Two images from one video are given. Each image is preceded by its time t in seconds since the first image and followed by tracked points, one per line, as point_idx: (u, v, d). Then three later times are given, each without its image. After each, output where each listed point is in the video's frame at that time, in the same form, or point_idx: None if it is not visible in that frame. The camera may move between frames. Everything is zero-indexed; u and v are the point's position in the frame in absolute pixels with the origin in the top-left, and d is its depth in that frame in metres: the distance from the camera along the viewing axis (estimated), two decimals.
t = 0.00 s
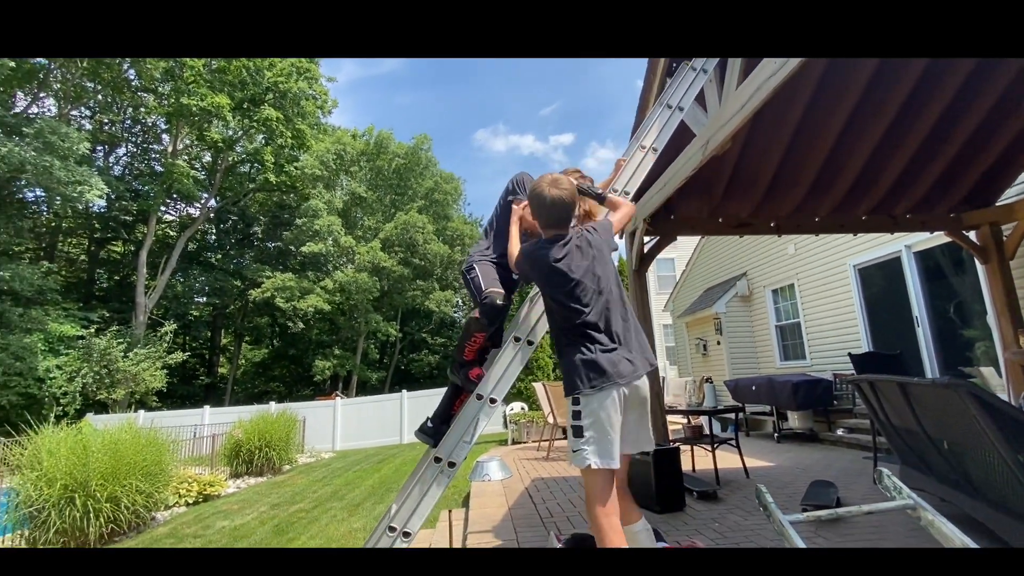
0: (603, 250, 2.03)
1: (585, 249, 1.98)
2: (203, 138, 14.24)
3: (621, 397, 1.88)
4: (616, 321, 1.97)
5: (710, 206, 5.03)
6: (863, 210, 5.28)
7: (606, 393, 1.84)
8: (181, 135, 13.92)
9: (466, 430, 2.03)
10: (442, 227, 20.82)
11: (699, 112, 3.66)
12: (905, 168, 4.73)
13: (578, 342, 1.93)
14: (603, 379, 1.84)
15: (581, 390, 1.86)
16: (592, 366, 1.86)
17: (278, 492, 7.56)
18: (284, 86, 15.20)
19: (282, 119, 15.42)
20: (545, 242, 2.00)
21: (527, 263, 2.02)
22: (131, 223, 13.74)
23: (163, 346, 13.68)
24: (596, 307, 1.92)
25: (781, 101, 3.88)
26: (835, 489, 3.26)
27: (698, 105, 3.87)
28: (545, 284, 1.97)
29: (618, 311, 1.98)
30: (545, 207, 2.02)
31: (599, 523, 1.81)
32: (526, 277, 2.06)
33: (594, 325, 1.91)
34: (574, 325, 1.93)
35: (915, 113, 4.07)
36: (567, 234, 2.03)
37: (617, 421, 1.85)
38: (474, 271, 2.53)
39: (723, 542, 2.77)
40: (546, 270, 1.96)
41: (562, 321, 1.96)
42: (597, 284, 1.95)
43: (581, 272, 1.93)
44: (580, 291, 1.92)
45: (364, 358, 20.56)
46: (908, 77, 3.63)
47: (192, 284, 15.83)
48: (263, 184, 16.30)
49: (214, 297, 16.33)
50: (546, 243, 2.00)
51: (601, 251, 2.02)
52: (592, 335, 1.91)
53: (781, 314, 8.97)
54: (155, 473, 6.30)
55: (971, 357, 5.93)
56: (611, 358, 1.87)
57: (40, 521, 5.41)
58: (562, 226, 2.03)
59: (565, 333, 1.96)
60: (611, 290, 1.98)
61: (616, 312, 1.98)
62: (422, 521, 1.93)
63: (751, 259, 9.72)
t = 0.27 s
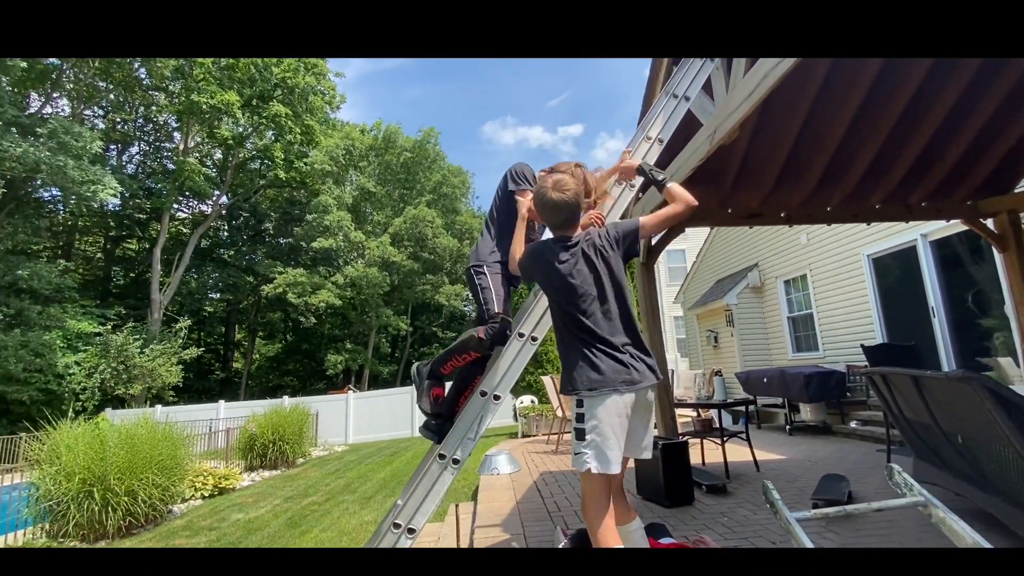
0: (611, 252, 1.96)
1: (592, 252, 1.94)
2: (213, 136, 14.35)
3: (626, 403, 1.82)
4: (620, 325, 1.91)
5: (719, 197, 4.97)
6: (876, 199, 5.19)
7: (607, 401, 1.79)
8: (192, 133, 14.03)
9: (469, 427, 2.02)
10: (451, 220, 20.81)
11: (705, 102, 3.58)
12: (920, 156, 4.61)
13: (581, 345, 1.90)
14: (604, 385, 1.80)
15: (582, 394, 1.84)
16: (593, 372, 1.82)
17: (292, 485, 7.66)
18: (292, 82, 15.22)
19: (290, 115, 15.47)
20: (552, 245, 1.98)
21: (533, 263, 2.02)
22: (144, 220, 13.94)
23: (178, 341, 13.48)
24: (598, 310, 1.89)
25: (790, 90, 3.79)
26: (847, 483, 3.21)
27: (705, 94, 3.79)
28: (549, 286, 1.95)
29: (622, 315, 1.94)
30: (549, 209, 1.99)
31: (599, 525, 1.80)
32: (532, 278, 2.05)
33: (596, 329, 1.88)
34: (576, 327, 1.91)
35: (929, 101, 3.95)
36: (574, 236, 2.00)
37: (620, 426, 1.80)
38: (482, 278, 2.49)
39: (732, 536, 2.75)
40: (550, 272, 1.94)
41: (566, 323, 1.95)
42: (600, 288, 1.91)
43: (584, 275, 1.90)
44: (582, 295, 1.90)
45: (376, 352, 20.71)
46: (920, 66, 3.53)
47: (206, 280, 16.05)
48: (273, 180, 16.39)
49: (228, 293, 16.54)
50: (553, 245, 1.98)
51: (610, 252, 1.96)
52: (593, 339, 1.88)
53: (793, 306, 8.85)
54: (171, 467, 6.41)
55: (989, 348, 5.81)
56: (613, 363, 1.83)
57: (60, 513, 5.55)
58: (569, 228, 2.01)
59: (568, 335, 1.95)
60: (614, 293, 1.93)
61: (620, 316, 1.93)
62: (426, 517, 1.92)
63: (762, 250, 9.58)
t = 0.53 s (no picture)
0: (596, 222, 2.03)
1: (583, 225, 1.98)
2: (223, 133, 14.50)
3: (628, 366, 1.90)
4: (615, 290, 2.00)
5: (725, 189, 4.90)
6: (886, 190, 5.08)
7: (616, 359, 1.87)
8: (202, 131, 14.15)
9: (466, 426, 2.01)
10: (459, 215, 20.79)
11: (707, 94, 3.52)
12: (932, 145, 4.50)
13: (583, 313, 1.95)
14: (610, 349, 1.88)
15: (589, 360, 1.88)
16: (602, 334, 1.88)
17: (303, 478, 7.78)
18: (299, 78, 15.27)
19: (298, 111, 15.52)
20: (541, 233, 1.95)
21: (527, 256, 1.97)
22: (157, 219, 14.13)
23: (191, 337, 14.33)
24: (601, 276, 1.96)
25: (794, 81, 3.71)
26: (852, 479, 3.18)
27: (708, 86, 3.73)
28: (551, 268, 1.94)
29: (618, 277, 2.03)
30: (534, 199, 1.97)
31: (587, 485, 1.80)
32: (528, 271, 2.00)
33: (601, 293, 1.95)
34: (583, 298, 1.95)
35: (940, 90, 3.82)
36: (559, 218, 1.99)
37: (623, 389, 1.87)
38: (460, 290, 2.41)
39: (734, 533, 2.73)
40: (549, 256, 1.93)
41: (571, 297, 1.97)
42: (600, 255, 1.98)
43: (584, 247, 1.94)
44: (586, 266, 1.93)
45: (386, 347, 20.83)
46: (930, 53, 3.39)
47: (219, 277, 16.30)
48: (283, 177, 16.50)
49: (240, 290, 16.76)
50: (540, 233, 1.95)
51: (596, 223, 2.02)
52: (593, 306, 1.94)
53: (803, 298, 8.74)
54: (184, 461, 6.51)
55: (1005, 339, 5.69)
56: (616, 326, 1.91)
57: (78, 506, 5.68)
58: (551, 212, 2.00)
59: (574, 307, 1.97)
60: (610, 258, 2.01)
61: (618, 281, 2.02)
62: (423, 516, 1.92)
63: (772, 242, 9.47)
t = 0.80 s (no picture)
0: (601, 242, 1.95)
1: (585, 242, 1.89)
2: (234, 130, 14.60)
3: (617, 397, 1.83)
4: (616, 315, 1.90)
5: (732, 182, 4.84)
6: (898, 182, 4.99)
7: (606, 392, 1.79)
8: (213, 129, 14.26)
9: (463, 421, 2.01)
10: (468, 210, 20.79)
11: (711, 85, 3.44)
12: (945, 137, 4.40)
13: (579, 338, 1.87)
14: (602, 382, 1.79)
15: (578, 392, 1.81)
16: (592, 366, 1.81)
17: (313, 471, 7.87)
18: (308, 74, 15.31)
19: (307, 107, 15.55)
20: (543, 243, 1.89)
21: (523, 264, 1.92)
22: (170, 216, 14.35)
23: (205, 331, 14.59)
24: (597, 301, 1.86)
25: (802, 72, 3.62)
26: (861, 476, 3.13)
27: (713, 77, 3.65)
28: (545, 286, 1.87)
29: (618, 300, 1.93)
30: (540, 203, 1.92)
31: (596, 525, 1.72)
32: (522, 280, 1.95)
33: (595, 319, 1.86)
34: (574, 322, 1.86)
35: (954, 79, 3.72)
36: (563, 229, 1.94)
37: (612, 422, 1.80)
38: (429, 284, 2.47)
39: (738, 531, 2.71)
40: (545, 271, 1.85)
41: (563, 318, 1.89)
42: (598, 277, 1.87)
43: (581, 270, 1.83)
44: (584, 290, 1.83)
45: (396, 342, 20.98)
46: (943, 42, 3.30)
47: (231, 274, 16.50)
48: (293, 173, 16.60)
49: (251, 286, 16.95)
50: (543, 243, 1.89)
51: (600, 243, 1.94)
52: (590, 331, 1.86)
53: (814, 292, 8.62)
54: (197, 454, 6.61)
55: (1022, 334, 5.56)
56: (610, 356, 1.82)
57: (94, 498, 5.81)
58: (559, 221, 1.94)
59: (565, 329, 1.90)
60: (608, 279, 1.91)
61: (619, 306, 1.93)
62: (421, 510, 1.93)
63: (782, 235, 9.33)
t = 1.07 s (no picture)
0: (597, 235, 1.87)
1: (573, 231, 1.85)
2: (244, 126, 14.69)
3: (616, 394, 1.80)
4: (610, 312, 1.84)
5: (740, 175, 4.79)
6: (911, 174, 4.90)
7: (604, 389, 1.76)
8: (224, 124, 14.36)
9: (464, 414, 2.02)
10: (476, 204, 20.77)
11: (717, 74, 3.34)
12: (961, 127, 4.30)
13: (571, 333, 1.84)
14: (595, 380, 1.75)
15: (573, 385, 1.79)
16: (586, 359, 1.78)
17: (324, 463, 7.97)
18: (317, 69, 15.33)
19: (316, 102, 15.58)
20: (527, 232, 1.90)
21: (506, 256, 1.93)
22: (182, 211, 14.52)
23: (216, 326, 14.40)
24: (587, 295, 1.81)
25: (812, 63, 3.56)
26: (868, 471, 3.11)
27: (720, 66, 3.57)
28: (530, 275, 1.87)
29: (612, 297, 1.86)
30: (531, 193, 1.95)
31: (589, 519, 1.69)
32: (507, 272, 1.95)
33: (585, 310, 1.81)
34: (563, 314, 1.83)
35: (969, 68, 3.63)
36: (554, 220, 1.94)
37: (612, 418, 1.77)
38: (426, 276, 2.48)
39: (742, 526, 2.71)
40: (529, 259, 1.86)
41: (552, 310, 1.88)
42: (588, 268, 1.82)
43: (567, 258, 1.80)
44: (574, 283, 1.80)
45: (405, 336, 21.09)
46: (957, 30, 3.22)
47: (242, 268, 16.68)
48: (302, 168, 16.69)
49: (263, 280, 17.12)
50: (533, 234, 1.89)
51: (597, 236, 1.86)
52: (580, 327, 1.82)
53: (826, 286, 8.51)
54: (210, 445, 6.71)
55: None
56: (602, 354, 1.79)
57: (109, 488, 5.92)
58: (549, 211, 1.97)
59: (558, 323, 1.87)
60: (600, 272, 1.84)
61: (613, 302, 1.86)
62: (422, 503, 1.95)
63: (793, 229, 9.21)
